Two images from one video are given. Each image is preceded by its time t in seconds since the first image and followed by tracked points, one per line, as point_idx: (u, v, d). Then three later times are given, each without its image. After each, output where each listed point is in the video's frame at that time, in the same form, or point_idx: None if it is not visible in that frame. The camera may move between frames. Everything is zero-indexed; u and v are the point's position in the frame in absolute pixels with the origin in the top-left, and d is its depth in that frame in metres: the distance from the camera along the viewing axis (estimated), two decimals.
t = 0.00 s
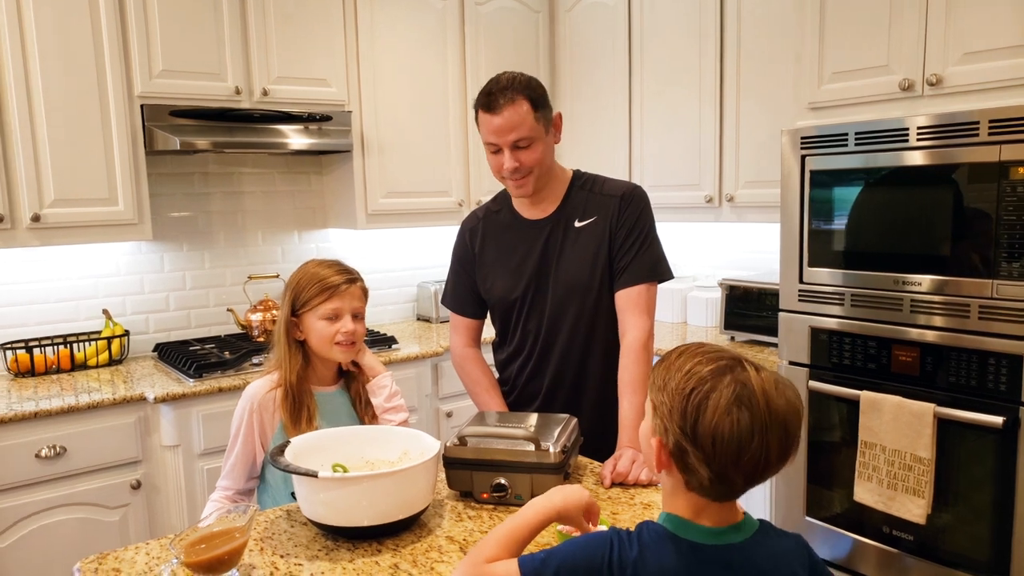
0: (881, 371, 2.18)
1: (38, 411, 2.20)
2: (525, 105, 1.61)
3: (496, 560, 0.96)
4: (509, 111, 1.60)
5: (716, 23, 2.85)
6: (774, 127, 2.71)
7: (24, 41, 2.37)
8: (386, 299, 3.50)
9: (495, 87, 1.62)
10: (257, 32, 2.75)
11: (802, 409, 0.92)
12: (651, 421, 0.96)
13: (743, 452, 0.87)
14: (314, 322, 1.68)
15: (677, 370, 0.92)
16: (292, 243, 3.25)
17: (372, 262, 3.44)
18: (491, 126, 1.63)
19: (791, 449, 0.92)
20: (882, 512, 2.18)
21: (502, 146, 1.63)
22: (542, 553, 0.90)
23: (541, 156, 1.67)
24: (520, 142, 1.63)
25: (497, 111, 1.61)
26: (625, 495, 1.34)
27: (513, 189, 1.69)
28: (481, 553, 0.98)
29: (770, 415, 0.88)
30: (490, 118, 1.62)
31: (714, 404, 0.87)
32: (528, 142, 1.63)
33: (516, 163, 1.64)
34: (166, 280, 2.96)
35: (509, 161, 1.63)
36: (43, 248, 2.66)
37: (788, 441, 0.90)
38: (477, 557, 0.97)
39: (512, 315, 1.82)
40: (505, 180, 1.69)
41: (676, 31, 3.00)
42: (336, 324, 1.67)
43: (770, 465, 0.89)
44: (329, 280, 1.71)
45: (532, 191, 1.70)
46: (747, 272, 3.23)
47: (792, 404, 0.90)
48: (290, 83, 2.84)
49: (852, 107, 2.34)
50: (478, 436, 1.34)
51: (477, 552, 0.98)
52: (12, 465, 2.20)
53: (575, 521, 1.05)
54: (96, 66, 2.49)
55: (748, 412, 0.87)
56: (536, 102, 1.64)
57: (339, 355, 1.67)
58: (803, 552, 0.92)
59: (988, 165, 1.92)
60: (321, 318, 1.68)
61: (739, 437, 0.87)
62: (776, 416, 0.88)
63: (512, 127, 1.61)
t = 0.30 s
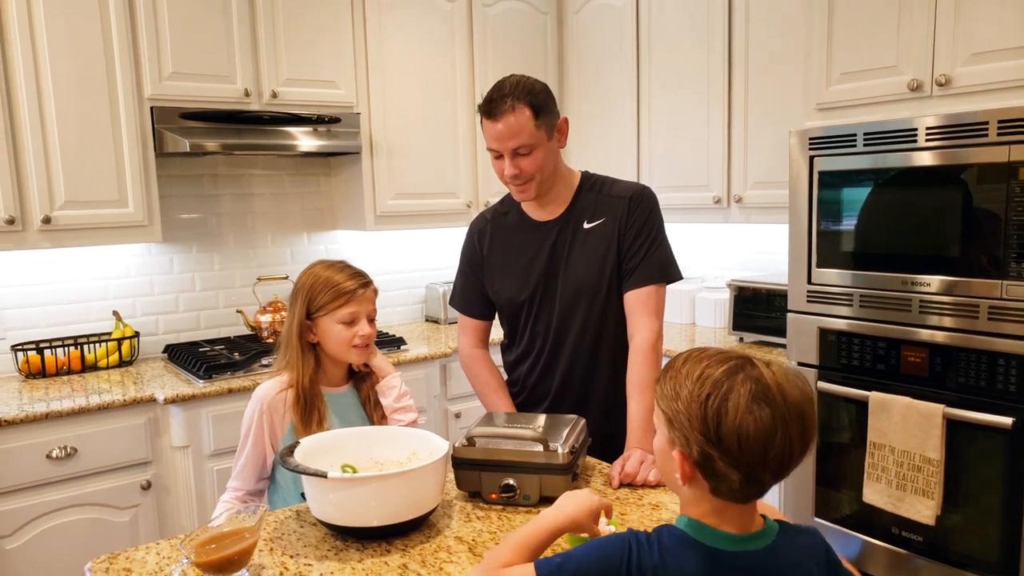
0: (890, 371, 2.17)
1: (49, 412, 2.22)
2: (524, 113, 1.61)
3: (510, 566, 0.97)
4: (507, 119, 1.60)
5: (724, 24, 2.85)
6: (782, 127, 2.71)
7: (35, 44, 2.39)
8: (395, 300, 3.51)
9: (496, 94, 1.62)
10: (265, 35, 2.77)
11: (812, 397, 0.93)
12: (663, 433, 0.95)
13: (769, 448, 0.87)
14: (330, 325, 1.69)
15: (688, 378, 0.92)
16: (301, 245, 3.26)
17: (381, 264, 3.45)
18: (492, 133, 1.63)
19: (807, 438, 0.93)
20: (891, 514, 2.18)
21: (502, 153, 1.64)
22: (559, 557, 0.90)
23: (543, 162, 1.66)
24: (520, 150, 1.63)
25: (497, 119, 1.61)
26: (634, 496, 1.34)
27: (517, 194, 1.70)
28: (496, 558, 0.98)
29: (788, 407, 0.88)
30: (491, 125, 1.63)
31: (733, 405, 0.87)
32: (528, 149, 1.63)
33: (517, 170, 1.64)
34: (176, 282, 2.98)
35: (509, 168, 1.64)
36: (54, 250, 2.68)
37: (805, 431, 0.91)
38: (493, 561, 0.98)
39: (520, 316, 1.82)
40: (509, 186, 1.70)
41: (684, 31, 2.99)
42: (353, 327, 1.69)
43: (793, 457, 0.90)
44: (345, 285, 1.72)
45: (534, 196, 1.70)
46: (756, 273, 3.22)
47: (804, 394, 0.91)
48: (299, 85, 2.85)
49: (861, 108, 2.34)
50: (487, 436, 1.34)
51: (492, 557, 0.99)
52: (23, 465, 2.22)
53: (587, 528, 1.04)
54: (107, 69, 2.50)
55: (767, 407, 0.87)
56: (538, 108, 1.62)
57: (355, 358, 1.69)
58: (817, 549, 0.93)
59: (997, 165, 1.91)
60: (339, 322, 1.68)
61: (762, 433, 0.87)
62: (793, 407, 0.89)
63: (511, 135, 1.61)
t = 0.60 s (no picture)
0: (893, 371, 2.17)
1: (52, 415, 2.22)
2: (535, 113, 1.62)
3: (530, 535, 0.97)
4: (520, 119, 1.61)
5: (727, 24, 2.85)
6: (785, 128, 2.70)
7: (37, 48, 2.40)
8: (398, 302, 3.51)
9: (505, 96, 1.63)
10: (267, 37, 2.77)
11: (834, 398, 0.92)
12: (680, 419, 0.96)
13: (778, 438, 0.86)
14: (335, 328, 1.69)
15: (706, 364, 0.92)
16: (304, 247, 3.27)
17: (384, 265, 3.45)
18: (503, 135, 1.64)
19: (825, 438, 0.91)
20: (895, 513, 2.17)
21: (513, 155, 1.65)
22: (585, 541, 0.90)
23: (553, 163, 1.67)
24: (532, 150, 1.64)
25: (508, 120, 1.62)
26: (639, 496, 1.34)
27: (526, 196, 1.71)
28: (516, 526, 0.98)
29: (805, 401, 0.87)
30: (501, 126, 1.63)
31: (747, 390, 0.87)
32: (539, 149, 1.64)
33: (529, 171, 1.65)
34: (179, 284, 2.98)
35: (521, 170, 1.65)
36: (57, 253, 2.69)
37: (823, 428, 0.90)
38: (513, 530, 0.97)
39: (524, 317, 1.82)
40: (518, 188, 1.70)
41: (686, 31, 2.99)
42: (358, 330, 1.69)
43: (807, 453, 0.89)
44: (349, 287, 1.72)
45: (543, 197, 1.71)
46: (759, 273, 3.22)
47: (825, 393, 0.90)
48: (301, 87, 2.86)
49: (863, 107, 2.34)
50: (490, 438, 1.34)
51: (512, 526, 0.98)
52: (28, 468, 2.22)
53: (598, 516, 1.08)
54: (109, 72, 2.51)
55: (782, 397, 0.87)
56: (547, 109, 1.65)
57: (360, 360, 1.70)
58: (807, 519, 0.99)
59: (999, 164, 1.91)
60: (343, 324, 1.69)
61: (773, 422, 0.86)
62: (810, 402, 0.88)
63: (523, 136, 1.62)
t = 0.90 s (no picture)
0: (891, 370, 2.17)
1: (51, 416, 2.23)
2: (549, 104, 1.65)
3: (533, 534, 0.98)
4: (535, 109, 1.63)
5: (725, 24, 2.85)
6: (783, 128, 2.71)
7: (35, 49, 2.39)
8: (397, 302, 3.51)
9: (516, 88, 1.65)
10: (266, 38, 2.77)
11: (800, 387, 0.92)
12: (655, 434, 0.96)
13: (748, 435, 0.87)
14: (334, 327, 1.69)
15: (670, 374, 0.94)
16: (303, 247, 3.27)
17: (383, 266, 3.45)
18: (518, 125, 1.64)
19: (799, 427, 0.92)
20: (893, 511, 2.18)
21: (526, 146, 1.65)
22: (587, 543, 0.91)
23: (562, 156, 1.70)
24: (545, 141, 1.66)
25: (524, 110, 1.64)
26: (637, 496, 1.34)
27: (534, 190, 1.70)
28: (520, 525, 0.99)
29: (770, 395, 0.88)
30: (516, 116, 1.64)
31: (709, 391, 0.88)
32: (552, 141, 1.66)
33: (542, 162, 1.66)
34: (178, 285, 2.98)
35: (534, 161, 1.65)
36: (55, 254, 2.69)
37: (793, 418, 0.90)
38: (516, 528, 0.98)
39: (521, 317, 1.82)
40: (527, 182, 1.69)
41: (684, 31, 3.00)
42: (357, 329, 1.70)
43: (780, 445, 0.89)
44: (348, 287, 1.72)
45: (553, 191, 1.71)
46: (758, 272, 3.23)
47: (790, 385, 0.91)
48: (300, 88, 2.86)
49: (860, 107, 2.34)
50: (489, 437, 1.35)
51: (517, 523, 0.99)
52: (27, 470, 2.22)
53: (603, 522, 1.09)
54: (107, 73, 2.51)
55: (745, 393, 0.87)
56: (557, 102, 1.67)
57: (359, 360, 1.70)
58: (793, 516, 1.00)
59: (996, 164, 1.92)
60: (342, 324, 1.69)
61: (741, 420, 0.87)
62: (775, 394, 0.89)
63: (538, 125, 1.64)
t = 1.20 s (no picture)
0: (889, 370, 2.17)
1: (50, 417, 2.22)
2: (554, 103, 1.65)
3: (527, 538, 0.98)
4: (540, 107, 1.63)
5: (723, 25, 2.86)
6: (782, 129, 2.71)
7: (33, 49, 2.39)
8: (396, 302, 3.52)
9: (521, 85, 1.65)
10: (264, 38, 2.77)
11: (800, 392, 0.93)
12: (653, 435, 0.96)
13: (745, 440, 0.87)
14: (332, 328, 1.69)
15: (669, 375, 0.94)
16: (302, 248, 3.27)
17: (381, 267, 3.45)
18: (521, 122, 1.64)
19: (797, 432, 0.92)
20: (892, 512, 2.18)
21: (529, 143, 1.66)
22: (580, 548, 0.91)
23: (564, 155, 1.70)
24: (548, 139, 1.66)
25: (528, 107, 1.64)
26: (636, 497, 1.35)
27: (534, 188, 1.70)
28: (515, 529, 0.99)
29: (768, 401, 0.88)
30: (520, 113, 1.64)
31: (708, 394, 0.89)
32: (554, 139, 1.67)
33: (544, 160, 1.66)
34: (176, 286, 2.98)
35: (536, 158, 1.65)
36: (53, 255, 2.69)
37: (791, 423, 0.90)
38: (510, 531, 0.98)
39: (519, 317, 1.83)
40: (527, 179, 1.70)
41: (682, 32, 3.00)
42: (355, 330, 1.70)
43: (777, 450, 0.89)
44: (346, 288, 1.72)
45: (553, 189, 1.72)
46: (756, 273, 3.23)
47: (790, 391, 0.91)
48: (299, 89, 2.86)
49: (858, 108, 2.34)
50: (488, 439, 1.35)
51: (512, 526, 0.99)
52: (24, 471, 2.22)
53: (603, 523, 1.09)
54: (105, 73, 2.51)
55: (744, 398, 0.88)
56: (561, 101, 1.68)
57: (357, 361, 1.70)
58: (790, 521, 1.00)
59: (993, 165, 1.92)
60: (340, 324, 1.69)
61: (738, 424, 0.87)
62: (773, 399, 0.89)
63: (541, 123, 1.64)
